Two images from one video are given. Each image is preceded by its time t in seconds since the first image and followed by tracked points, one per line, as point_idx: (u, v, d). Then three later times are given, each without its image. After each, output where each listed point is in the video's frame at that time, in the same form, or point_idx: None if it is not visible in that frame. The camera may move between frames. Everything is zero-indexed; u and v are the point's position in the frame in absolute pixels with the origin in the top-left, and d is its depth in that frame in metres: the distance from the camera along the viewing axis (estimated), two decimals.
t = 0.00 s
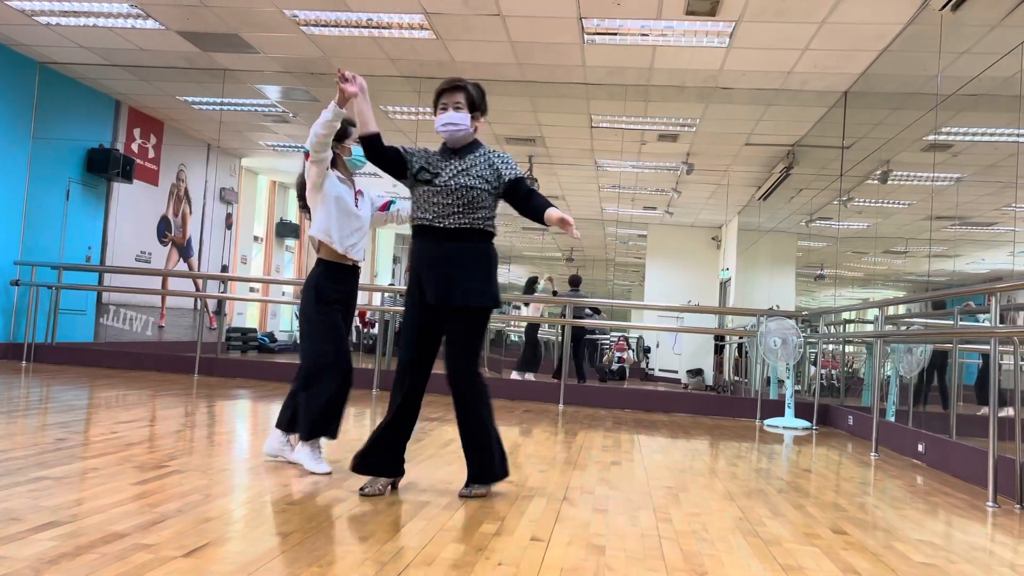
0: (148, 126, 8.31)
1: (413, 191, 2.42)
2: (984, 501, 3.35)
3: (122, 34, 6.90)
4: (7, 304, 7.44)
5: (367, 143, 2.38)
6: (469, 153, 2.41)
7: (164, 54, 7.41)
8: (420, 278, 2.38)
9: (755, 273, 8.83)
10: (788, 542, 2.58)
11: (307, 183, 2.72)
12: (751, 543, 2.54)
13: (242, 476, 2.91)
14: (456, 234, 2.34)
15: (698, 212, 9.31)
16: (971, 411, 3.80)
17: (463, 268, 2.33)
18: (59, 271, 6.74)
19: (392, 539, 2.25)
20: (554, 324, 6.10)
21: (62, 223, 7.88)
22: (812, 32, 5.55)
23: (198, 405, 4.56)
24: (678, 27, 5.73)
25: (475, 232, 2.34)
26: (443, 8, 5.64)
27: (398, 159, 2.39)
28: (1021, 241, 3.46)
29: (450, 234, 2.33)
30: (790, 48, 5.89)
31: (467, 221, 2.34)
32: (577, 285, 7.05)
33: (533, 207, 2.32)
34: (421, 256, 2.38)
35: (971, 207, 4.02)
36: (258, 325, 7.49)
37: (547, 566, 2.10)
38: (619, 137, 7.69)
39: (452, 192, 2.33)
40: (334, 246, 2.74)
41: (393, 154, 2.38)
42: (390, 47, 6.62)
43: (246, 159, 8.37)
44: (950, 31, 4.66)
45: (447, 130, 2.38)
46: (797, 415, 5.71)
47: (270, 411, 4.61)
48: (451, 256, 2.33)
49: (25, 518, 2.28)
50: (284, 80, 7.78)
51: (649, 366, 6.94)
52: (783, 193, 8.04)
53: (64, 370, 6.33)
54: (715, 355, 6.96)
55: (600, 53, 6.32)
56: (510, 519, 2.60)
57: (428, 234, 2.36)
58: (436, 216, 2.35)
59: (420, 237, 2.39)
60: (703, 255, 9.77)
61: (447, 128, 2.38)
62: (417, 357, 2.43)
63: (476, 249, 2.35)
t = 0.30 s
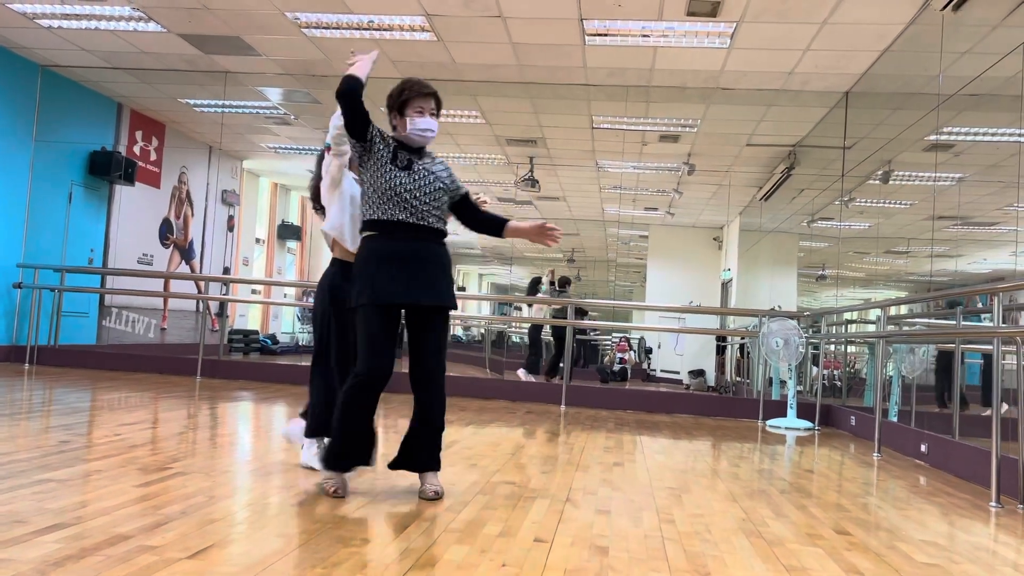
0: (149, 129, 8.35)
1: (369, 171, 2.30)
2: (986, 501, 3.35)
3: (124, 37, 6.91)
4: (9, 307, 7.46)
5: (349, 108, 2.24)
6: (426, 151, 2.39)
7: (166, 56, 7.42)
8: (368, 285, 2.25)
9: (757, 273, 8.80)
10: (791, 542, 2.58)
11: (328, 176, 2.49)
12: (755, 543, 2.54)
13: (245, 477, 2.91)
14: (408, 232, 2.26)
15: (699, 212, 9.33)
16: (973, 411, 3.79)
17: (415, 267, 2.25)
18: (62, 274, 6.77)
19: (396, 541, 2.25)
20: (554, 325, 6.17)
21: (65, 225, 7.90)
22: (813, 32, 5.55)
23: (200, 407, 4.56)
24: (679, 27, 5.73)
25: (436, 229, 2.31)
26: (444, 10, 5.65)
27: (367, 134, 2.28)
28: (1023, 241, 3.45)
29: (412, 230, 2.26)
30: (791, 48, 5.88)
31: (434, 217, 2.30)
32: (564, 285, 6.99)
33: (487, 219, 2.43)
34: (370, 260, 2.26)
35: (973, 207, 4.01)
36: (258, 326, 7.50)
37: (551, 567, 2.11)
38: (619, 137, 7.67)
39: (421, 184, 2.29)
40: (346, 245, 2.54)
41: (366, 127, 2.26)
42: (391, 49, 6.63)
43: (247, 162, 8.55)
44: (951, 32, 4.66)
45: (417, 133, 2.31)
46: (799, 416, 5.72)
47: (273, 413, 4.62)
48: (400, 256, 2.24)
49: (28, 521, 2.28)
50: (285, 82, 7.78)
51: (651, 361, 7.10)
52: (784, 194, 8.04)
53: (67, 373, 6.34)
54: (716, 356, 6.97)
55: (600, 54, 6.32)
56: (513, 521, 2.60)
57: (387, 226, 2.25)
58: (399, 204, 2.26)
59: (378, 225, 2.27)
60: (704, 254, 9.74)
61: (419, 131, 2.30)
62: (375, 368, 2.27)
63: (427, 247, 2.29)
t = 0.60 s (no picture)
0: (155, 132, 8.29)
1: (344, 159, 2.36)
2: (994, 501, 3.34)
3: (129, 40, 6.94)
4: (16, 309, 7.50)
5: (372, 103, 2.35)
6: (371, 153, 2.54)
7: (171, 59, 7.44)
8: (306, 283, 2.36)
9: (762, 274, 8.74)
10: (798, 543, 2.57)
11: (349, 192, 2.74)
12: (761, 544, 2.54)
13: (251, 480, 2.91)
14: (352, 228, 2.35)
15: (703, 213, 9.43)
16: (980, 411, 3.79)
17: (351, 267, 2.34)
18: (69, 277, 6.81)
19: (403, 542, 2.25)
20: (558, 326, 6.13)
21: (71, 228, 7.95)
22: (818, 32, 5.55)
23: (207, 409, 4.57)
24: (684, 28, 5.73)
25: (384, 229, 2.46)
26: (449, 12, 5.66)
27: (362, 127, 2.36)
28: None
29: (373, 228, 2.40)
30: (796, 48, 5.88)
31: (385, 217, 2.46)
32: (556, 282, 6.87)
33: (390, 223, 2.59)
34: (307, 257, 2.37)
35: (979, 206, 3.99)
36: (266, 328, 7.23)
37: (557, 568, 2.11)
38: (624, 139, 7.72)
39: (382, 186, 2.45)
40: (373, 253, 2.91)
41: (367, 120, 2.36)
42: (395, 51, 6.64)
43: (252, 163, 8.59)
44: (956, 31, 4.64)
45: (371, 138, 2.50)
46: (805, 416, 5.71)
47: (280, 415, 4.62)
48: (333, 255, 2.34)
49: (37, 523, 2.29)
50: (290, 85, 7.80)
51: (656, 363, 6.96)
52: (789, 195, 8.02)
53: (73, 375, 6.36)
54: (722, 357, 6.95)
55: (605, 55, 6.32)
56: (520, 522, 2.61)
57: (352, 220, 2.35)
58: (368, 199, 2.38)
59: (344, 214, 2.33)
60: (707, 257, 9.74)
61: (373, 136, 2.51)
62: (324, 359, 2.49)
63: (363, 244, 2.37)
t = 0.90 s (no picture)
0: (165, 135, 8.21)
1: (321, 176, 2.41)
2: (1006, 502, 3.32)
3: (139, 43, 6.97)
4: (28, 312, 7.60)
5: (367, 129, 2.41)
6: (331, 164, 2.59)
7: (180, 63, 7.48)
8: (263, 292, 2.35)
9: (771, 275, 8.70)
10: (809, 545, 2.56)
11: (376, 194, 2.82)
12: (772, 546, 2.52)
13: (259, 481, 2.92)
14: (311, 240, 2.38)
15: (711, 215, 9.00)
16: (991, 412, 3.76)
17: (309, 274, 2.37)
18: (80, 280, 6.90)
19: (411, 544, 2.25)
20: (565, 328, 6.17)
21: (82, 231, 8.00)
22: (827, 32, 5.52)
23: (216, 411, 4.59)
24: (692, 29, 5.73)
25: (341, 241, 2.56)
26: (457, 14, 5.67)
27: (343, 148, 2.42)
28: None
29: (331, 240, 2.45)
30: (803, 48, 5.87)
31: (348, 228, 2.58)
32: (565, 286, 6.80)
33: (358, 223, 2.65)
34: (264, 269, 2.37)
35: (989, 206, 3.97)
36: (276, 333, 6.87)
37: (567, 570, 2.10)
38: (632, 140, 7.66)
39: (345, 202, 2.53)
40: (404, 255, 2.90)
41: (350, 142, 2.42)
42: (403, 54, 6.65)
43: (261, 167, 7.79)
44: (966, 30, 4.62)
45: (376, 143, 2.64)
46: (815, 418, 5.69)
47: (290, 417, 4.63)
48: (291, 265, 2.35)
49: (48, 525, 2.30)
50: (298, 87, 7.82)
51: (666, 364, 6.74)
52: (799, 195, 7.99)
53: (84, 377, 6.40)
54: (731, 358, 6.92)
55: (613, 57, 6.32)
56: (529, 524, 2.60)
57: (319, 237, 2.40)
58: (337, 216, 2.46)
59: (319, 231, 2.39)
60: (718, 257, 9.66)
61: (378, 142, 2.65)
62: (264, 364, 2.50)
63: (321, 254, 2.41)
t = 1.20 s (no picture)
0: (177, 138, 8.32)
1: (311, 179, 2.40)
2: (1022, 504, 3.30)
3: (151, 47, 7.01)
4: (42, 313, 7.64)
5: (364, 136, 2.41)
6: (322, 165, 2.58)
7: (192, 66, 7.52)
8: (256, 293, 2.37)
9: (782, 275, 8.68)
10: (823, 546, 2.55)
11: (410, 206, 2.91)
12: (786, 548, 2.51)
13: (272, 482, 2.93)
14: (301, 243, 2.39)
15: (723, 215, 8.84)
16: (1006, 413, 3.73)
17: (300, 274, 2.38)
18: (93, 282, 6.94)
19: (424, 545, 2.25)
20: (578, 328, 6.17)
21: (95, 233, 8.07)
22: (838, 31, 5.52)
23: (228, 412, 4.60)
24: (703, 29, 5.72)
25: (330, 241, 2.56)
26: (467, 16, 5.68)
27: (337, 153, 2.41)
28: None
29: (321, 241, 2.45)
30: (815, 48, 5.86)
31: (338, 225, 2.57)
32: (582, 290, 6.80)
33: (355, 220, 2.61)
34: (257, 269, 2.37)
35: (1002, 205, 3.94)
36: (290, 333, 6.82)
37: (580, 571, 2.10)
38: (642, 141, 7.52)
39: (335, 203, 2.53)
40: (437, 262, 2.93)
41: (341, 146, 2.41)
42: (413, 55, 6.67)
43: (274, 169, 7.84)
44: (978, 29, 4.59)
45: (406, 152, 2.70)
46: (828, 419, 5.67)
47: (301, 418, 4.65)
48: (284, 267, 2.36)
49: (64, 526, 2.32)
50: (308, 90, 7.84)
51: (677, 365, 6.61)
52: (811, 195, 7.95)
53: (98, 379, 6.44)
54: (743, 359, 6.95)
55: (623, 57, 6.32)
56: (541, 525, 2.60)
57: (310, 239, 2.40)
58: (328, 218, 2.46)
59: (309, 233, 2.39)
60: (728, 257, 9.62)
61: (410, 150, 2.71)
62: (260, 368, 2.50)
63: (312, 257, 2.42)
